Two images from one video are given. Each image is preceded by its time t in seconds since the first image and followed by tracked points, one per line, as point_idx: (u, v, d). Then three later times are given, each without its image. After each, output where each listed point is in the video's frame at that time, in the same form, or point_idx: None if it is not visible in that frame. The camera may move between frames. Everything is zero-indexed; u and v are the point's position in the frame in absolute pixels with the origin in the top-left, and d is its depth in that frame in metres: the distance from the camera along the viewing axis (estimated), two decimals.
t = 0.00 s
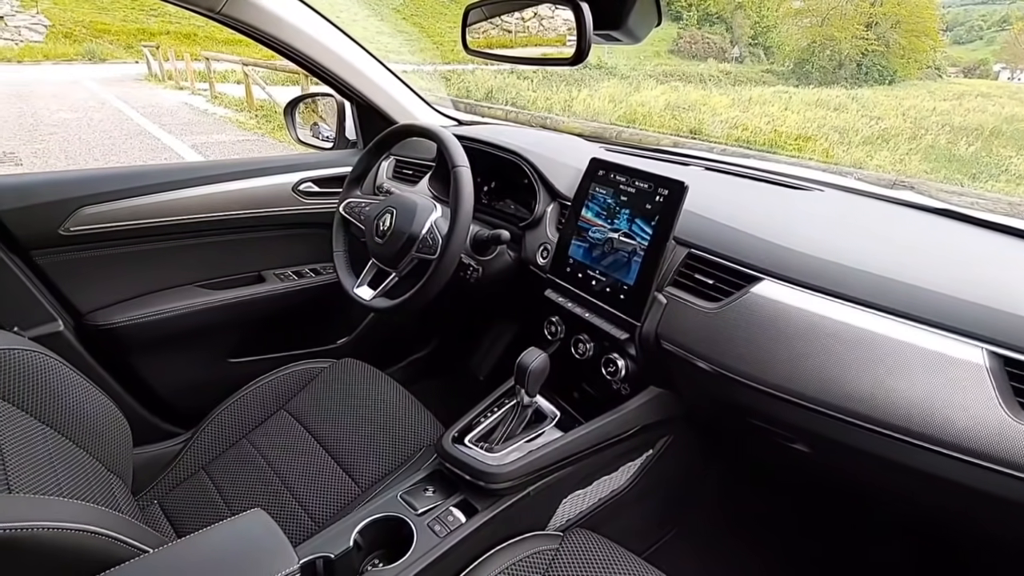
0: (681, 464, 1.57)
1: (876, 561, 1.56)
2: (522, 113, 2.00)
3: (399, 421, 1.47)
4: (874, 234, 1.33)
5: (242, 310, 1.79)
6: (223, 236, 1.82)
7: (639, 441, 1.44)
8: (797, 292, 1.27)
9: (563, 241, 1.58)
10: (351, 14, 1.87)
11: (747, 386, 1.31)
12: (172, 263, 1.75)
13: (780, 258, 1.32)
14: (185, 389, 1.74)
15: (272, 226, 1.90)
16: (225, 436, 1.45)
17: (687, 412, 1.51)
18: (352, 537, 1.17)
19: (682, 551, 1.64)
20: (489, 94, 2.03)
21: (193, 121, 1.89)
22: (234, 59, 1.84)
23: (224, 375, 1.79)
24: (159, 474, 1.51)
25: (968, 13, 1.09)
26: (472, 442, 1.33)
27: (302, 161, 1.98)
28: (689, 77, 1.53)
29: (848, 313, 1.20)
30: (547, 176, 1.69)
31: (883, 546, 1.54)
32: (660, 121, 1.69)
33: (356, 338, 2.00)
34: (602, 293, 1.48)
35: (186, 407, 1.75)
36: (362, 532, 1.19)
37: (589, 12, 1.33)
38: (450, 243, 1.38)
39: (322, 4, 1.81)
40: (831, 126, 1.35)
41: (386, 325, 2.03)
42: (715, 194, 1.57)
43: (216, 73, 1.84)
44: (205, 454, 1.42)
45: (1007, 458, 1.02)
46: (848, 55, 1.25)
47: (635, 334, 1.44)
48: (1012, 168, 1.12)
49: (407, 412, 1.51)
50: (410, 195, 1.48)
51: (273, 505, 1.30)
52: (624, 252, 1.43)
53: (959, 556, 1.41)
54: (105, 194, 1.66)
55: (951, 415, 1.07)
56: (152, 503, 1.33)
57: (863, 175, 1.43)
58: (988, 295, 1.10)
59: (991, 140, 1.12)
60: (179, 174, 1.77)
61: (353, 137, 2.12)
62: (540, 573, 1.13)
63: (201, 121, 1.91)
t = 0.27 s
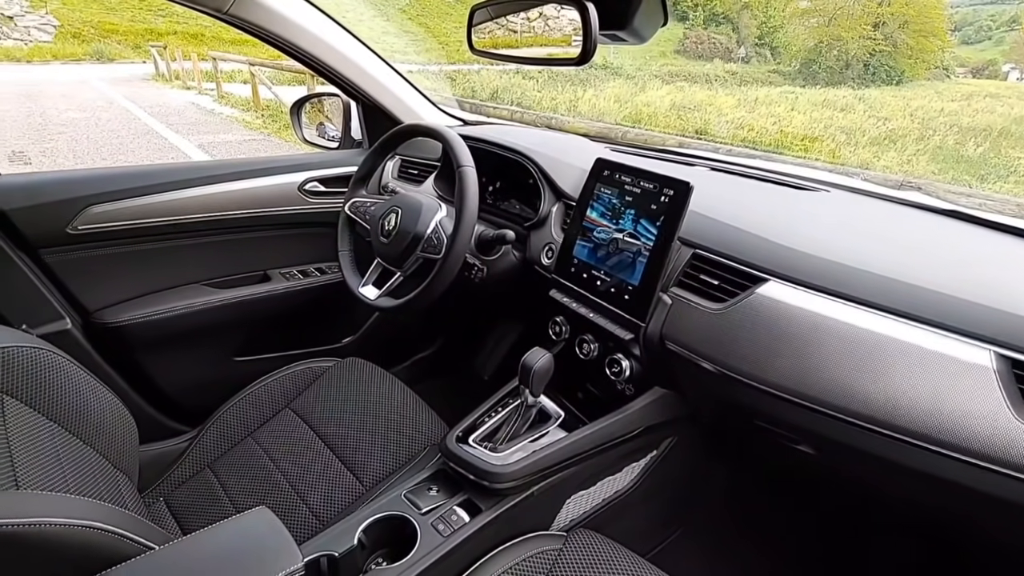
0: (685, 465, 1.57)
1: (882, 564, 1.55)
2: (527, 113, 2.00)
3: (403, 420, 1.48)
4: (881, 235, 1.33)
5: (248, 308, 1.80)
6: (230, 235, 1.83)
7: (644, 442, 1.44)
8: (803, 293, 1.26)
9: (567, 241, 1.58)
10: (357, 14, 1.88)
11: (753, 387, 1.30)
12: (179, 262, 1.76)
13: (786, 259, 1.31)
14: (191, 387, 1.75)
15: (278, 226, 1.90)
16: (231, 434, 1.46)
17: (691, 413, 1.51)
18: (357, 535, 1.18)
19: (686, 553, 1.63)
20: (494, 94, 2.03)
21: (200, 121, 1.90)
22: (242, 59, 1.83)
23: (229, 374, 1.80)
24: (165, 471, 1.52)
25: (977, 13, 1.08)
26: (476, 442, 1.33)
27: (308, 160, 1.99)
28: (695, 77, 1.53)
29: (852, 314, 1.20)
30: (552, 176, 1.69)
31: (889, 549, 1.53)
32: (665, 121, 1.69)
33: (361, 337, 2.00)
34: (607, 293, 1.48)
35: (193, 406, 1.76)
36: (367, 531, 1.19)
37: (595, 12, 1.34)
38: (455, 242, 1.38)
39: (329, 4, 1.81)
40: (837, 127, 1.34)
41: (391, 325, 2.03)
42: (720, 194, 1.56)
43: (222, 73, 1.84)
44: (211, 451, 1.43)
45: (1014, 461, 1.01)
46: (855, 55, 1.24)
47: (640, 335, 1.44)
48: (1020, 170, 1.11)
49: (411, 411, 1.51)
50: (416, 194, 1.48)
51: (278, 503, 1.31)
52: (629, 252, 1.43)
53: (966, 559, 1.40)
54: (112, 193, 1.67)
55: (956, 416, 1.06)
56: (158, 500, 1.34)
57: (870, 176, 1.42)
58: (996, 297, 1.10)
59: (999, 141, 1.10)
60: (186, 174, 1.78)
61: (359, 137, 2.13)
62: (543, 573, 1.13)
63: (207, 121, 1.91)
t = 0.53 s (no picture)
0: (689, 466, 1.57)
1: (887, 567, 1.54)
2: (532, 113, 2.00)
3: (407, 420, 1.48)
4: (888, 236, 1.32)
5: (254, 307, 1.81)
6: (236, 235, 1.84)
7: (648, 442, 1.44)
8: (809, 294, 1.26)
9: (572, 242, 1.58)
10: (364, 14, 1.89)
11: (757, 389, 1.30)
12: (186, 261, 1.77)
13: (791, 260, 1.31)
14: (198, 385, 1.76)
15: (284, 225, 1.91)
16: (236, 432, 1.47)
17: (696, 414, 1.50)
18: (361, 534, 1.18)
19: (690, 555, 1.63)
20: (499, 94, 2.03)
21: (207, 121, 1.91)
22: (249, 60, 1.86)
23: (235, 372, 1.81)
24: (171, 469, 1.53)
25: (986, 13, 1.07)
26: (480, 442, 1.33)
27: (314, 160, 1.99)
28: (701, 77, 1.52)
29: (858, 315, 1.19)
30: (557, 177, 1.69)
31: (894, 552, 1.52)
32: (671, 121, 1.68)
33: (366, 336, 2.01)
34: (611, 294, 1.48)
35: (199, 404, 1.77)
36: (371, 530, 1.20)
37: (600, 12, 1.33)
38: (459, 242, 1.38)
39: (335, 5, 1.82)
40: (844, 127, 1.33)
41: (396, 324, 2.03)
42: (726, 195, 1.56)
43: (229, 73, 1.86)
44: (217, 449, 1.44)
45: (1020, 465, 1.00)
46: (862, 55, 1.24)
47: (644, 335, 1.44)
48: None
49: (416, 410, 1.51)
50: (421, 194, 1.48)
51: (282, 501, 1.31)
52: (634, 253, 1.42)
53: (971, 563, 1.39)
54: (120, 192, 1.68)
55: (962, 419, 1.05)
56: (164, 497, 1.34)
57: (877, 177, 1.41)
58: (1004, 299, 1.09)
59: (1008, 142, 1.10)
60: (193, 173, 1.79)
61: (365, 136, 2.13)
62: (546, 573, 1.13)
63: (214, 121, 1.92)
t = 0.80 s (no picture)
0: (694, 467, 1.57)
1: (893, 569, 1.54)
2: (538, 113, 2.01)
3: (412, 419, 1.49)
4: (894, 238, 1.31)
5: (260, 306, 1.82)
6: (242, 234, 1.85)
7: (652, 443, 1.43)
8: (814, 295, 1.25)
9: (577, 242, 1.58)
10: (370, 15, 1.89)
11: (762, 390, 1.30)
12: (193, 260, 1.78)
13: (797, 261, 1.31)
14: (204, 383, 1.77)
15: (290, 225, 1.92)
16: (242, 430, 1.48)
17: (700, 415, 1.50)
18: (365, 532, 1.18)
19: (694, 556, 1.63)
20: (505, 94, 2.04)
21: (214, 121, 1.92)
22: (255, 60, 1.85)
23: (241, 371, 1.82)
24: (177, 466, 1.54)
25: (994, 13, 1.06)
26: (484, 441, 1.33)
27: (320, 160, 2.00)
28: (707, 78, 1.52)
29: (865, 317, 1.19)
30: (562, 177, 1.69)
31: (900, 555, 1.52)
32: (676, 122, 1.68)
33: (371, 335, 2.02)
34: (616, 294, 1.48)
35: (205, 402, 1.78)
36: (375, 528, 1.20)
37: (607, 14, 1.33)
38: (464, 242, 1.38)
39: (341, 5, 1.82)
40: (850, 128, 1.33)
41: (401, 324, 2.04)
42: (731, 195, 1.56)
43: (236, 73, 1.86)
44: (222, 447, 1.44)
45: None
46: (869, 56, 1.23)
47: (649, 336, 1.44)
48: None
49: (420, 410, 1.52)
50: (427, 194, 1.49)
51: (288, 499, 1.32)
52: (638, 253, 1.42)
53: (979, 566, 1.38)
54: (128, 191, 1.69)
55: (970, 422, 1.04)
56: (170, 495, 1.35)
57: (884, 178, 1.40)
58: (1011, 300, 1.08)
59: (1016, 142, 1.09)
60: (200, 172, 1.80)
61: (370, 136, 2.14)
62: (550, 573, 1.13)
63: (221, 121, 1.93)
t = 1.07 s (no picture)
0: (698, 468, 1.56)
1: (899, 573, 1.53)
2: (543, 113, 2.01)
3: (416, 418, 1.49)
4: (901, 239, 1.30)
5: (266, 305, 1.83)
6: (248, 233, 1.86)
7: (657, 444, 1.43)
8: (820, 296, 1.25)
9: (582, 242, 1.58)
10: (376, 15, 1.90)
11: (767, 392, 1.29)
12: (200, 258, 1.79)
13: (802, 262, 1.30)
14: (211, 381, 1.78)
15: (296, 224, 1.93)
16: (247, 428, 1.48)
17: (705, 416, 1.50)
18: (369, 531, 1.19)
19: (699, 558, 1.62)
20: (511, 94, 2.04)
21: (220, 120, 1.93)
22: (262, 60, 1.87)
23: (247, 369, 1.83)
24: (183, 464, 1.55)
25: (1003, 13, 1.05)
26: (488, 441, 1.33)
27: (325, 159, 2.01)
28: (713, 77, 1.52)
29: (871, 318, 1.18)
30: (567, 177, 1.69)
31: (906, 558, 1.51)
32: (682, 122, 1.68)
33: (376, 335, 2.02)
34: (621, 294, 1.48)
35: (211, 400, 1.79)
36: (379, 527, 1.21)
37: (612, 13, 1.33)
38: (469, 242, 1.39)
39: (347, 5, 1.83)
40: (857, 129, 1.33)
41: (406, 323, 2.04)
42: (736, 196, 1.56)
43: (243, 73, 1.87)
44: (228, 445, 1.45)
45: None
46: (877, 56, 1.22)
47: (653, 336, 1.43)
48: None
49: (424, 409, 1.52)
50: (432, 194, 1.49)
51: (292, 497, 1.33)
52: (643, 253, 1.42)
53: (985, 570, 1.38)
54: (136, 190, 1.70)
55: (977, 425, 1.03)
56: (176, 492, 1.36)
57: (891, 179, 1.40)
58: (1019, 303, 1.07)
59: None
60: (208, 171, 1.81)
61: (376, 136, 2.15)
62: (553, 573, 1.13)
63: (228, 120, 1.94)
